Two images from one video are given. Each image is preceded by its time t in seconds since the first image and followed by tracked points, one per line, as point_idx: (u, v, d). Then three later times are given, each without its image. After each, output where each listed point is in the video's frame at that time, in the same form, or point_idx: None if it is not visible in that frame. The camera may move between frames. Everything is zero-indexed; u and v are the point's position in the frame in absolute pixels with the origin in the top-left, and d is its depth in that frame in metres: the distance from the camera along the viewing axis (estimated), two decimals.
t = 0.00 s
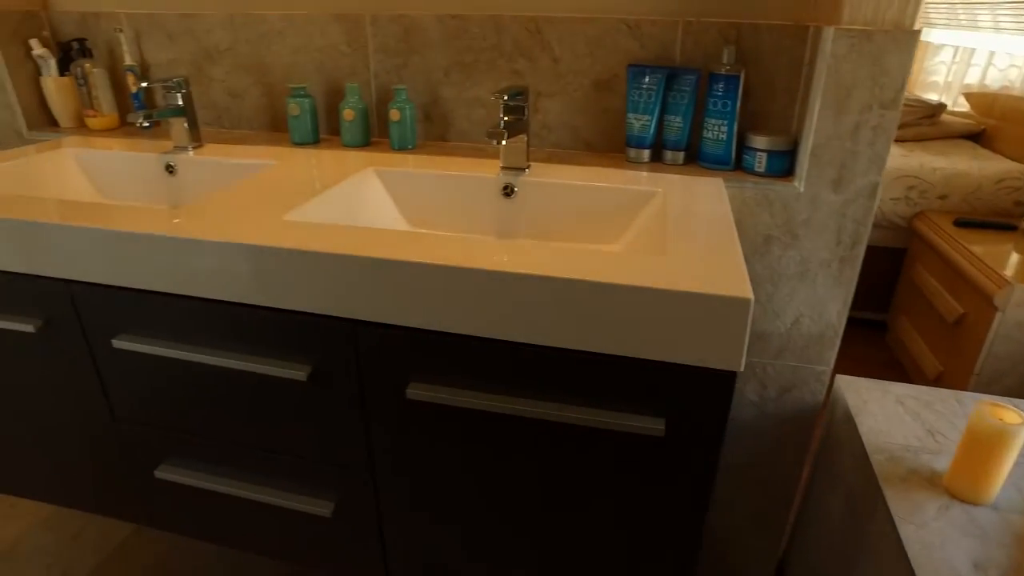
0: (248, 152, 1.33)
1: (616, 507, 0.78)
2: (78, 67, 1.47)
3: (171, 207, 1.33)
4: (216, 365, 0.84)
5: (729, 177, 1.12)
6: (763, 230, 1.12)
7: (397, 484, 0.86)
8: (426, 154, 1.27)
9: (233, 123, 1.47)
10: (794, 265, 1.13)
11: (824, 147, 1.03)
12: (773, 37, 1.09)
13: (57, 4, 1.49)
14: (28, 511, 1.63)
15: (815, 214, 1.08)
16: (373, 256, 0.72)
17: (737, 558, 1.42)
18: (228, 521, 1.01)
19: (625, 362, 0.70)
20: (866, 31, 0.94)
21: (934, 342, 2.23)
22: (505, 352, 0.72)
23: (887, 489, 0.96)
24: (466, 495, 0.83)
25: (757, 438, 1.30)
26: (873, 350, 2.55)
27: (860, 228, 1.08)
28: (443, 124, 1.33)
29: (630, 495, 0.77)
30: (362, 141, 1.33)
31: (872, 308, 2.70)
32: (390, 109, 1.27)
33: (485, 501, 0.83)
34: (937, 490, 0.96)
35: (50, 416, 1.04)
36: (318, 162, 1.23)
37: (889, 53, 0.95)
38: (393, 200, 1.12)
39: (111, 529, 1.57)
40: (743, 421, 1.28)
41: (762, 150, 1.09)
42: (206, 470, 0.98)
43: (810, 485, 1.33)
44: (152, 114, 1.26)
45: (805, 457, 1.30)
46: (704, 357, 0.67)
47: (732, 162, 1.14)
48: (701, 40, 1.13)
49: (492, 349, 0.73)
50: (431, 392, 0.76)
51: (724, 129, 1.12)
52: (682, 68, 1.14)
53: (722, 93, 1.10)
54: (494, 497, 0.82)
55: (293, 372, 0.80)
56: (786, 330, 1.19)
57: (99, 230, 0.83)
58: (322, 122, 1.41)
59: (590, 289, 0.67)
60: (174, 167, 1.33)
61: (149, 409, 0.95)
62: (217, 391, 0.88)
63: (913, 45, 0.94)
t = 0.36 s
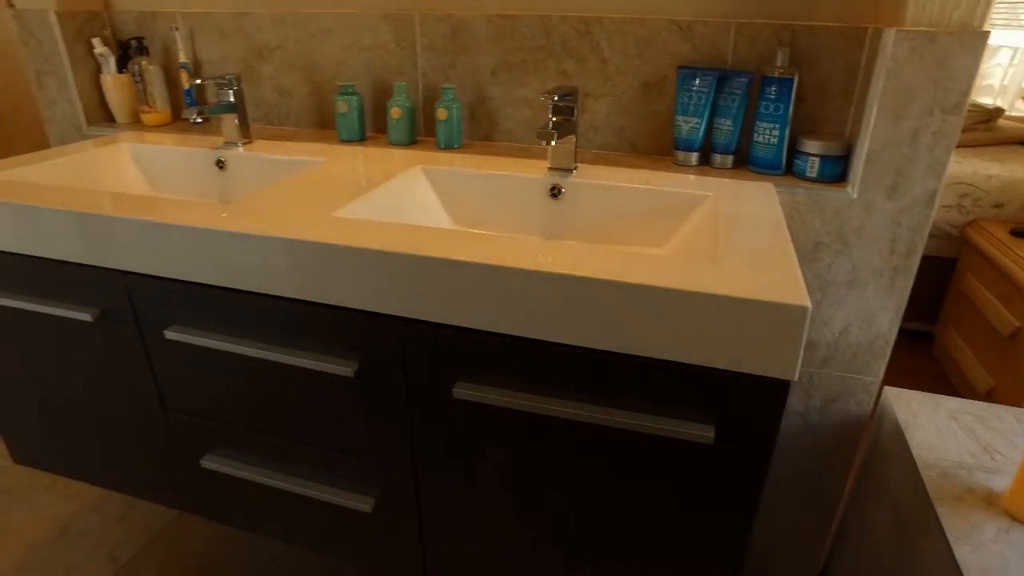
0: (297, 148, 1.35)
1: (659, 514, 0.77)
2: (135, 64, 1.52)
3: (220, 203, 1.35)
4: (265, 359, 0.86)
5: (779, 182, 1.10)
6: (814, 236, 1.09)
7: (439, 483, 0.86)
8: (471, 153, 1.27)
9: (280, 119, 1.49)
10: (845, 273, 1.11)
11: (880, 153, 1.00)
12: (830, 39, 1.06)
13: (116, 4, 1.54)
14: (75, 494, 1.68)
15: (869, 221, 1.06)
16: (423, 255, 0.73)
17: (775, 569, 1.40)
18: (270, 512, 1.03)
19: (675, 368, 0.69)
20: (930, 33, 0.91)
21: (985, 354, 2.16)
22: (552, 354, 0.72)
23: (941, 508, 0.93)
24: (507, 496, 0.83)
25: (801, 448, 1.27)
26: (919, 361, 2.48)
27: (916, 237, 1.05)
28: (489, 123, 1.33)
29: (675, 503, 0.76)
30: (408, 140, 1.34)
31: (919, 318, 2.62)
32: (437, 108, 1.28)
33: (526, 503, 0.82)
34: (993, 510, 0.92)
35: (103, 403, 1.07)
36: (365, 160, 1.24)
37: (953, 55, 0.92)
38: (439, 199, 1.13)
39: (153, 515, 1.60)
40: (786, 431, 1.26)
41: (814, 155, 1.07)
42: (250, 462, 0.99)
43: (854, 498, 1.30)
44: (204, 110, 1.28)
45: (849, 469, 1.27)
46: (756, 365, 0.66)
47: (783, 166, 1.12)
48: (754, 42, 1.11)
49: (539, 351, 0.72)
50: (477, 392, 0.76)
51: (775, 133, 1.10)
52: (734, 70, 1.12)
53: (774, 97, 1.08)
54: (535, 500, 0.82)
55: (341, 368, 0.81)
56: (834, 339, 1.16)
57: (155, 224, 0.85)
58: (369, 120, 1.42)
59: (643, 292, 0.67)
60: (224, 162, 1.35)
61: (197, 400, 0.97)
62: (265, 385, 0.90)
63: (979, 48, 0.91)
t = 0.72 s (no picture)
0: (341, 146, 1.36)
1: (702, 521, 0.76)
2: (186, 62, 1.55)
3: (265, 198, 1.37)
4: (309, 353, 0.87)
5: (828, 187, 1.08)
6: (863, 243, 1.07)
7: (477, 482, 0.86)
8: (514, 153, 1.27)
9: (325, 117, 1.51)
10: (894, 282, 1.08)
11: (936, 159, 0.97)
12: (886, 41, 1.04)
13: (169, 3, 1.57)
14: (117, 479, 1.72)
15: (921, 229, 1.03)
16: (471, 254, 0.73)
17: None
18: (308, 506, 1.04)
19: (722, 374, 0.68)
20: (994, 34, 0.89)
21: None
22: (597, 357, 0.72)
23: (993, 528, 0.90)
24: (545, 497, 0.83)
25: (843, 459, 1.24)
26: (965, 373, 2.41)
27: (971, 246, 1.02)
28: (532, 124, 1.33)
29: (716, 510, 0.75)
30: (451, 139, 1.34)
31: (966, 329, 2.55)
32: (481, 107, 1.28)
33: (565, 506, 0.82)
34: None
35: (149, 393, 1.10)
36: (408, 158, 1.25)
37: (1018, 57, 0.89)
38: (482, 198, 1.13)
39: (192, 503, 1.64)
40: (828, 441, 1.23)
41: (865, 160, 1.04)
42: (290, 455, 1.00)
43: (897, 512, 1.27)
44: (252, 107, 1.30)
45: (893, 483, 1.24)
46: (808, 372, 0.65)
47: (832, 171, 1.10)
48: (806, 44, 1.08)
49: (584, 352, 0.72)
50: (519, 392, 0.76)
51: (825, 138, 1.07)
52: (783, 72, 1.10)
53: (825, 100, 1.05)
54: (575, 502, 0.81)
55: (384, 365, 0.82)
56: (881, 348, 1.13)
57: (205, 218, 0.87)
58: (412, 119, 1.43)
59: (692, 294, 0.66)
60: (270, 159, 1.37)
61: (240, 393, 0.99)
62: (307, 379, 0.91)
63: None
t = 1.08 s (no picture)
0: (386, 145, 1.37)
1: (747, 532, 0.75)
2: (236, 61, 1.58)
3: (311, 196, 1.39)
4: (356, 350, 0.88)
5: (881, 194, 1.05)
6: (917, 253, 1.04)
7: (518, 483, 0.87)
8: (559, 155, 1.27)
9: (371, 117, 1.52)
10: (949, 293, 1.05)
11: (1000, 166, 0.95)
12: (946, 45, 1.01)
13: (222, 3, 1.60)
14: (160, 467, 1.76)
15: (980, 239, 1.00)
16: (520, 256, 0.73)
17: None
18: (348, 501, 1.05)
19: (773, 383, 0.67)
20: None
21: None
22: (646, 362, 0.71)
23: None
24: (588, 501, 0.82)
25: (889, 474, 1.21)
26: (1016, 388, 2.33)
27: None
28: (577, 126, 1.32)
29: (763, 521, 0.74)
30: (495, 140, 1.35)
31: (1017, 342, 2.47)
32: (527, 109, 1.29)
33: (607, 510, 0.82)
34: None
35: (196, 385, 1.12)
36: (452, 158, 1.25)
37: None
38: (527, 200, 1.14)
39: (232, 493, 1.67)
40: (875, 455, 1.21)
41: (921, 168, 1.02)
42: (333, 450, 1.02)
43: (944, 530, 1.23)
44: (299, 106, 1.32)
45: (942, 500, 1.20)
46: (864, 384, 0.63)
47: (885, 179, 1.07)
48: (861, 48, 1.06)
49: (631, 357, 0.72)
50: (565, 395, 0.76)
51: (879, 144, 1.05)
52: (837, 77, 1.08)
53: (880, 106, 1.03)
54: (617, 507, 0.81)
55: (429, 364, 0.82)
56: (933, 361, 1.10)
57: (258, 215, 0.88)
58: (457, 120, 1.44)
59: (745, 301, 0.65)
60: (317, 157, 1.39)
61: (285, 388, 1.01)
62: (352, 376, 0.92)
63: None
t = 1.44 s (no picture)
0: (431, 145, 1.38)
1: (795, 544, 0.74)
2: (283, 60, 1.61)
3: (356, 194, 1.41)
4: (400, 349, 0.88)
5: (937, 203, 1.02)
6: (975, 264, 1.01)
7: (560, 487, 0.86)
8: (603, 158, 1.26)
9: (415, 117, 1.53)
10: (1008, 305, 1.02)
11: None
12: (1011, 50, 0.98)
13: (270, 3, 1.63)
14: (201, 456, 1.79)
15: None
16: (571, 259, 0.73)
17: None
18: (388, 498, 1.06)
19: (828, 394, 0.65)
20: None
21: None
22: (695, 369, 0.70)
23: None
24: (631, 507, 0.82)
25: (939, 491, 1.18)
26: None
27: None
28: (622, 129, 1.31)
29: (812, 534, 0.72)
30: (540, 142, 1.34)
31: None
32: (573, 111, 1.28)
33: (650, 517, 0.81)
34: None
35: (241, 378, 1.14)
36: (497, 159, 1.25)
37: None
38: (572, 203, 1.13)
39: (270, 485, 1.69)
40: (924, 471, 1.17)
41: (981, 176, 0.98)
42: (374, 447, 1.03)
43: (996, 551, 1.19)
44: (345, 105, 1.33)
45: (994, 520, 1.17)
46: (924, 398, 0.62)
47: (942, 187, 1.04)
48: (920, 53, 1.03)
49: (680, 363, 0.71)
50: (611, 400, 0.75)
51: (936, 151, 1.02)
52: (893, 81, 1.05)
53: (940, 112, 1.00)
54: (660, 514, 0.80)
55: (474, 364, 0.83)
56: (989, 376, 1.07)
57: (308, 212, 0.90)
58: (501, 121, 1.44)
59: (800, 310, 0.64)
60: (362, 156, 1.40)
61: (329, 383, 1.02)
62: (396, 374, 0.92)
63: None
